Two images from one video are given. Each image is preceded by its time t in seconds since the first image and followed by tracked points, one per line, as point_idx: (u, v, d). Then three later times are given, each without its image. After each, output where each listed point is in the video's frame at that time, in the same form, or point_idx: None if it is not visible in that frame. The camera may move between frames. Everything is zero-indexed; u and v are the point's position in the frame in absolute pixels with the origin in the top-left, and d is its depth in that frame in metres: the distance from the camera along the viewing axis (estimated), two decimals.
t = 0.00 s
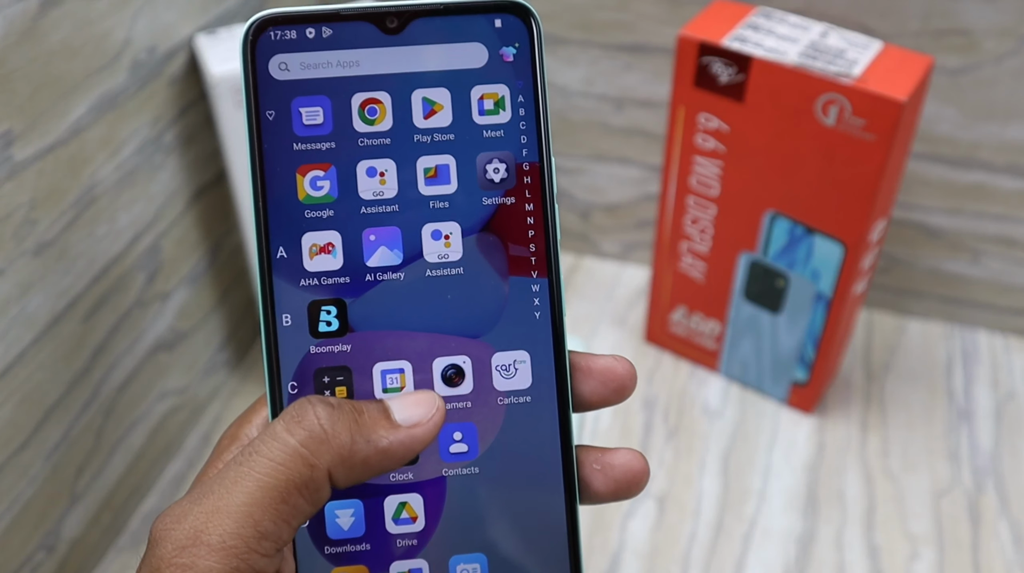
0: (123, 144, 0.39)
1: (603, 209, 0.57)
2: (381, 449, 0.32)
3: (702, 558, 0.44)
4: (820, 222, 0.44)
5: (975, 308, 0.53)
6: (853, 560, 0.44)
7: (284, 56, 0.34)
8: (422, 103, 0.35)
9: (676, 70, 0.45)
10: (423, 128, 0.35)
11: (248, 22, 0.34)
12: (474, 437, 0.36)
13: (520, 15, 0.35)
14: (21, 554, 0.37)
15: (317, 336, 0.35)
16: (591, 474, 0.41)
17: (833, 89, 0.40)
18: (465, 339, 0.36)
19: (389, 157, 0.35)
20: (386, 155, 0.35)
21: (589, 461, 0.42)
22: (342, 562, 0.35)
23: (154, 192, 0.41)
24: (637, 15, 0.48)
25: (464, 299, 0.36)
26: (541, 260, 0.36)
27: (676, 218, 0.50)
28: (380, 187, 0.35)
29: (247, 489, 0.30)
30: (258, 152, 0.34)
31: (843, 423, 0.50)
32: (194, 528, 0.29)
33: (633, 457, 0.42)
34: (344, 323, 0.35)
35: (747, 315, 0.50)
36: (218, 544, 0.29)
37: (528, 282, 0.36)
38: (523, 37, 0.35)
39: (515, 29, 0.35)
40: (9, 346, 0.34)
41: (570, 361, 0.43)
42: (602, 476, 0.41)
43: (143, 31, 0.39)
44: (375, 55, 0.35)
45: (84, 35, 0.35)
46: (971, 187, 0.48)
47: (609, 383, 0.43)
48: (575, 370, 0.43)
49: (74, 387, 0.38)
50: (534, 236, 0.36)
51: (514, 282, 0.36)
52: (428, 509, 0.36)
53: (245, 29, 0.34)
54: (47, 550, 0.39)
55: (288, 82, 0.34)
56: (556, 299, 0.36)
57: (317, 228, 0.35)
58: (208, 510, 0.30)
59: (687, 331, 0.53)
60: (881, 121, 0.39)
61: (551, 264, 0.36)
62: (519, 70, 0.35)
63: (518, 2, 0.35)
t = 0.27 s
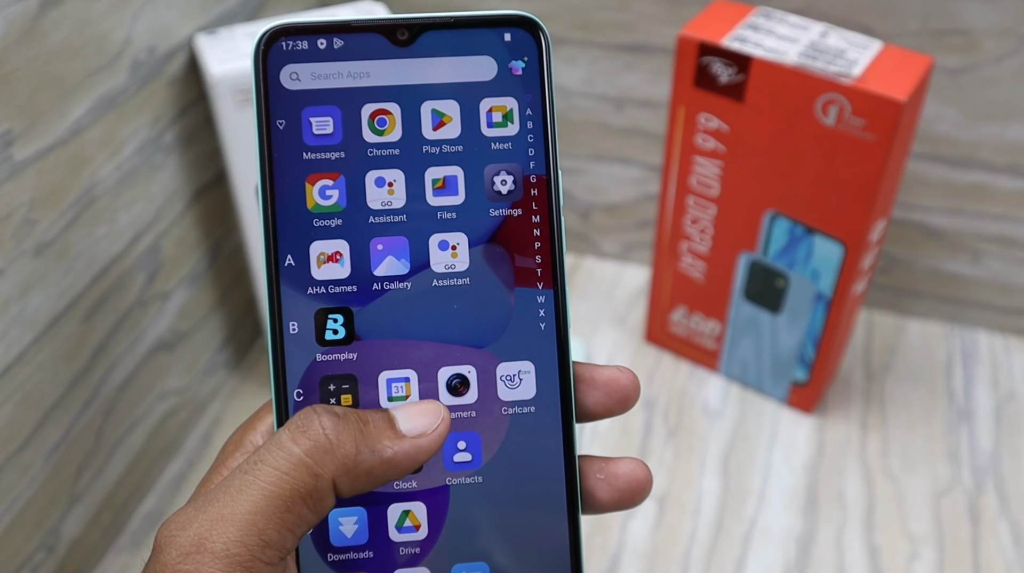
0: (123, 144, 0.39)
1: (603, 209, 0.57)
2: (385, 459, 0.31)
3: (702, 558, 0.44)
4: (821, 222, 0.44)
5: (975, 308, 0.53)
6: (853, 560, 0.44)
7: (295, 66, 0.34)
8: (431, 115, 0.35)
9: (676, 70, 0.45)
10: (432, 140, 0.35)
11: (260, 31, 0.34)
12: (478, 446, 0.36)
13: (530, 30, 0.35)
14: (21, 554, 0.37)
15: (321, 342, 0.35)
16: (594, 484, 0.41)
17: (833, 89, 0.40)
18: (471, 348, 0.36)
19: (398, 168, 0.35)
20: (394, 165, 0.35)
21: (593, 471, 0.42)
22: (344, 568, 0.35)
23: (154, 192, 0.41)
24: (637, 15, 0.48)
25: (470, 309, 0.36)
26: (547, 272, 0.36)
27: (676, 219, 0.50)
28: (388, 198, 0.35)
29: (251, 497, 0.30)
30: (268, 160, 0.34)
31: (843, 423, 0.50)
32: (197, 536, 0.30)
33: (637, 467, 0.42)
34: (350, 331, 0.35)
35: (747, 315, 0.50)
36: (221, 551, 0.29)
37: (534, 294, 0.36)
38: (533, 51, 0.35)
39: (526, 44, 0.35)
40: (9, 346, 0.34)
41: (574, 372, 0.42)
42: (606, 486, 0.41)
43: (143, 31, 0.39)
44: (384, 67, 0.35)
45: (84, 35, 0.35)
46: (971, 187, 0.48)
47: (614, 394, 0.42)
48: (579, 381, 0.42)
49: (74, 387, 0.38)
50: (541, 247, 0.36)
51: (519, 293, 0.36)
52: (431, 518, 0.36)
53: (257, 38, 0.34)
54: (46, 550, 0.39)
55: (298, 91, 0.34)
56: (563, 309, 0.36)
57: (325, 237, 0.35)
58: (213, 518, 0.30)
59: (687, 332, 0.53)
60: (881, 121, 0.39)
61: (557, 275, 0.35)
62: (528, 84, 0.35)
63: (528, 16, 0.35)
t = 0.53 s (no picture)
0: (123, 144, 0.39)
1: (603, 209, 0.57)
2: (400, 470, 0.31)
3: (702, 558, 0.45)
4: (820, 223, 0.44)
5: (975, 308, 0.53)
6: (853, 561, 0.44)
7: (306, 72, 0.34)
8: (442, 120, 0.35)
9: (675, 69, 0.45)
10: (443, 146, 0.35)
11: (271, 38, 0.34)
12: (491, 454, 0.36)
13: (540, 34, 0.35)
14: (21, 553, 0.37)
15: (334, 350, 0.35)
16: (608, 491, 0.41)
17: (832, 89, 0.40)
18: (482, 355, 0.36)
19: (409, 174, 0.35)
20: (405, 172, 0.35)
21: (607, 479, 0.41)
22: None
23: (154, 192, 0.41)
24: (637, 15, 0.48)
25: (482, 316, 0.36)
26: (559, 278, 0.36)
27: (675, 219, 0.50)
28: (399, 204, 0.35)
29: (266, 507, 0.30)
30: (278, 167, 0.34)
31: (843, 422, 0.50)
32: (210, 545, 0.29)
33: (652, 474, 0.41)
34: (362, 339, 0.35)
35: (747, 315, 0.50)
36: (235, 562, 0.29)
37: (546, 300, 0.36)
38: (544, 56, 0.35)
39: (537, 49, 0.35)
40: (9, 346, 0.34)
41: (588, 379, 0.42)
42: (621, 493, 0.41)
43: (143, 31, 0.39)
44: (395, 73, 0.35)
45: (84, 35, 0.35)
46: (970, 188, 0.48)
47: (627, 401, 0.42)
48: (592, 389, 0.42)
49: (74, 387, 0.38)
50: (552, 253, 0.36)
51: (531, 299, 0.36)
52: (444, 525, 0.36)
53: (268, 44, 0.34)
54: (47, 550, 0.39)
55: (309, 98, 0.35)
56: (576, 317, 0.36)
57: (336, 243, 0.35)
58: (226, 528, 0.30)
59: (687, 332, 0.53)
60: (880, 121, 0.39)
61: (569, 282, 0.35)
62: (539, 89, 0.35)
63: (538, 21, 0.35)
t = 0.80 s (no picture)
0: (122, 144, 0.39)
1: (603, 209, 0.57)
2: (385, 473, 0.31)
3: (702, 558, 0.45)
4: (820, 223, 0.44)
5: (975, 308, 0.53)
6: (853, 561, 0.44)
7: (290, 72, 0.34)
8: (427, 119, 0.35)
9: (675, 69, 0.45)
10: (429, 143, 0.35)
11: (255, 38, 0.34)
12: (479, 453, 0.36)
13: (525, 30, 0.35)
14: (21, 553, 0.37)
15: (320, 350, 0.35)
16: (597, 489, 0.41)
17: (833, 89, 0.40)
18: (469, 354, 0.36)
19: (394, 173, 0.35)
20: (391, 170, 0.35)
21: (597, 477, 0.41)
22: None
23: (154, 192, 0.41)
24: (637, 15, 0.48)
25: (469, 315, 0.36)
26: (546, 275, 0.36)
27: (675, 219, 0.50)
28: (385, 202, 0.35)
29: (248, 510, 0.30)
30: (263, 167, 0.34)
31: (843, 422, 0.50)
32: (195, 547, 0.29)
33: (641, 472, 0.41)
34: (349, 339, 0.35)
35: (747, 315, 0.50)
36: (217, 565, 0.29)
37: (532, 297, 0.36)
38: (529, 52, 0.35)
39: (521, 45, 0.35)
40: (8, 346, 0.34)
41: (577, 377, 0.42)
42: (611, 492, 0.41)
43: (143, 31, 0.39)
44: (380, 72, 0.35)
45: (84, 35, 0.35)
46: (970, 188, 0.48)
47: (616, 399, 0.42)
48: (581, 387, 0.42)
49: (73, 387, 0.38)
50: (539, 250, 0.36)
51: (518, 297, 0.36)
52: (432, 526, 0.36)
53: (252, 45, 0.34)
54: (46, 550, 0.39)
55: (293, 97, 0.35)
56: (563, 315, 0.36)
57: (322, 243, 0.35)
58: (209, 530, 0.30)
59: (687, 332, 0.53)
60: (881, 121, 0.39)
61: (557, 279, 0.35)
62: (525, 85, 0.35)
63: (521, 16, 0.35)
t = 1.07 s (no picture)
0: (122, 144, 0.39)
1: (603, 209, 0.57)
2: (367, 465, 0.31)
3: (702, 558, 0.45)
4: (820, 223, 0.44)
5: (975, 308, 0.53)
6: (853, 561, 0.44)
7: (266, 67, 0.34)
8: (405, 110, 0.35)
9: (675, 69, 0.45)
10: (407, 135, 0.35)
11: (230, 33, 0.34)
12: (463, 444, 0.36)
13: (501, 20, 0.35)
14: (20, 554, 0.37)
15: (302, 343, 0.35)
16: (582, 479, 0.41)
17: (832, 89, 0.40)
18: (451, 346, 0.36)
19: (372, 164, 0.35)
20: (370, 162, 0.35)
21: (580, 466, 0.41)
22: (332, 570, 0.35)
23: (154, 192, 0.41)
24: (637, 15, 0.48)
25: (450, 306, 0.36)
26: (526, 265, 0.36)
27: (675, 219, 0.50)
28: (364, 195, 0.35)
29: (229, 503, 0.30)
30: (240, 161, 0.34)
31: (843, 422, 0.50)
32: (176, 540, 0.30)
33: (625, 461, 0.41)
34: (330, 332, 0.35)
35: (747, 315, 0.50)
36: (200, 557, 0.29)
37: (513, 288, 0.36)
38: (505, 42, 0.35)
39: (497, 36, 0.35)
40: (8, 346, 0.34)
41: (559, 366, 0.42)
42: (594, 481, 0.41)
43: (142, 31, 0.39)
44: (358, 64, 0.35)
45: (83, 35, 0.35)
46: (969, 188, 0.48)
47: (599, 388, 0.42)
48: (564, 375, 0.42)
49: (73, 387, 0.38)
50: (518, 240, 0.36)
51: (498, 288, 0.36)
52: (418, 518, 0.36)
53: (228, 39, 0.34)
54: (46, 550, 0.39)
55: (270, 91, 0.35)
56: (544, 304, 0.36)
57: (301, 236, 0.35)
58: (192, 522, 0.30)
59: (687, 331, 0.53)
60: (881, 122, 0.39)
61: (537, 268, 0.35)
62: (501, 76, 0.35)
63: (497, 7, 0.35)
